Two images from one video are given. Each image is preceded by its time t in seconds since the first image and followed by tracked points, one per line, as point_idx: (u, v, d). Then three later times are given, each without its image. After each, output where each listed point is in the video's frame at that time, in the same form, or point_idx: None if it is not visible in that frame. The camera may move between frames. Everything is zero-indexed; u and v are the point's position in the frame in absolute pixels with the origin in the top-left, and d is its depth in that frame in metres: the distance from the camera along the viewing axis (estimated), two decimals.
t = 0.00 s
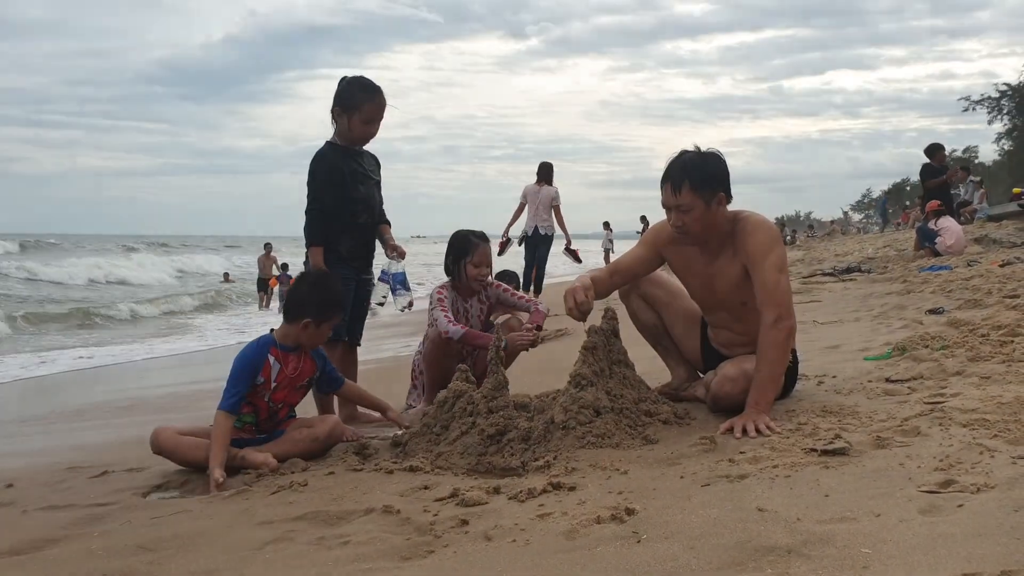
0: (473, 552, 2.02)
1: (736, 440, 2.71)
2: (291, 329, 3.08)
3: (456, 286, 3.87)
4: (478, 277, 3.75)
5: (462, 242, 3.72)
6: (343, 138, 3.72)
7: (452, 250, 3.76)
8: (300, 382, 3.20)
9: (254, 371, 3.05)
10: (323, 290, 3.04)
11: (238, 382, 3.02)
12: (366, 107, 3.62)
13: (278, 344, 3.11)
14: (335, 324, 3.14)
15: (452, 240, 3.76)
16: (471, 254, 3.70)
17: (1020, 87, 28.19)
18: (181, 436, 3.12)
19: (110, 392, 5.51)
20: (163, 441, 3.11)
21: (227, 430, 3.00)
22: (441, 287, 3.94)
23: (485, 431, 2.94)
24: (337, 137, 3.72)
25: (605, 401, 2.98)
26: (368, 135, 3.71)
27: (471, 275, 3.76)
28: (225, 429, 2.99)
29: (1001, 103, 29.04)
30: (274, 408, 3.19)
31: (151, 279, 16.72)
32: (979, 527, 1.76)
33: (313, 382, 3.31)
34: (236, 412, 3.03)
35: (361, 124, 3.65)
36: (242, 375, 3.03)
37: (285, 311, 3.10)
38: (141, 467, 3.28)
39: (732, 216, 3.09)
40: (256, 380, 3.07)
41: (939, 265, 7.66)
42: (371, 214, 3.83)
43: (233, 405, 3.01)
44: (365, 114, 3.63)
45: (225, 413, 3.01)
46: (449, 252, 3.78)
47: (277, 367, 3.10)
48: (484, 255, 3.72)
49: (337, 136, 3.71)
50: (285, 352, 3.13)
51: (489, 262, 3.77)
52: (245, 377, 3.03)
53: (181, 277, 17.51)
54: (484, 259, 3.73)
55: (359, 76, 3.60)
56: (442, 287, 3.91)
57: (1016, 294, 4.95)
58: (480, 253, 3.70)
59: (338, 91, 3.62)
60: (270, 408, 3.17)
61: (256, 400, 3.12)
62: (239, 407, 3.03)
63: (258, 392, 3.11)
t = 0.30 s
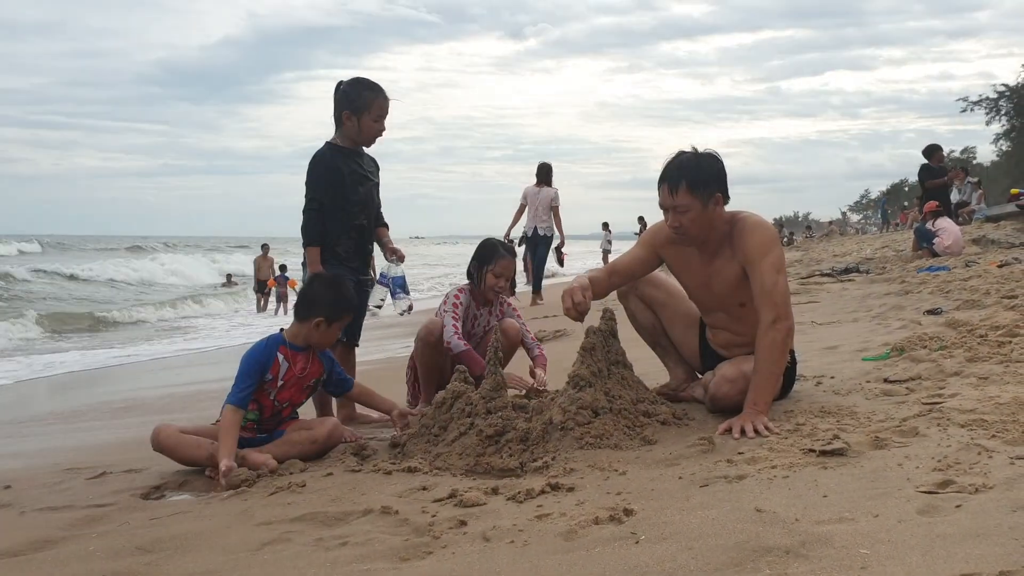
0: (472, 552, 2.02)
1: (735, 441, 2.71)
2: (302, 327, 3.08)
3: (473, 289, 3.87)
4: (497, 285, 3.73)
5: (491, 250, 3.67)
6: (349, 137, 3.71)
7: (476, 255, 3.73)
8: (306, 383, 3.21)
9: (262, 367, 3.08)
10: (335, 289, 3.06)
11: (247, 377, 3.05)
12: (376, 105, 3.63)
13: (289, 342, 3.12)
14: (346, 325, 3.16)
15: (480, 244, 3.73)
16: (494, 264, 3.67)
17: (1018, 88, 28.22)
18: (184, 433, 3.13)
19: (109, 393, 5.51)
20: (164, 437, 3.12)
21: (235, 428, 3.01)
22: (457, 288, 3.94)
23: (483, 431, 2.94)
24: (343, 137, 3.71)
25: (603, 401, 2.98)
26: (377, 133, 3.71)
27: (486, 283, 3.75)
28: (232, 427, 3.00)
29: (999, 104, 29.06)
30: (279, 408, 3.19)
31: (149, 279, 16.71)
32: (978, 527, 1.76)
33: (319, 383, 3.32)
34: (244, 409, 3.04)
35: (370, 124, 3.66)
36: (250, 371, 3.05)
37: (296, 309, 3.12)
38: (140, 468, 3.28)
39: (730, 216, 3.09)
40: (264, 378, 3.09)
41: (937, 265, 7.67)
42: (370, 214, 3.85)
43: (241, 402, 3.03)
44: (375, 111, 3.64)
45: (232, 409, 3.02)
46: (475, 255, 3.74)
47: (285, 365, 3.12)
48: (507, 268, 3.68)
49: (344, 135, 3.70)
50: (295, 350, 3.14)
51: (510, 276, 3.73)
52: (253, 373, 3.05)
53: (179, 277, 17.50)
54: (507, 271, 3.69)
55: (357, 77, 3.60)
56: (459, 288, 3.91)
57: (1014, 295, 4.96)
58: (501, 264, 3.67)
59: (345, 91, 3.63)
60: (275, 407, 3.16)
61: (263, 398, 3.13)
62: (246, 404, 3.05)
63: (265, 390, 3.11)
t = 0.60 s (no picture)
0: (470, 553, 2.02)
1: (733, 441, 2.72)
2: (301, 323, 3.13)
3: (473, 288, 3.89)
4: (495, 290, 3.74)
5: (494, 254, 3.66)
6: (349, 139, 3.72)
7: (478, 258, 3.72)
8: (308, 381, 3.23)
9: (267, 364, 3.10)
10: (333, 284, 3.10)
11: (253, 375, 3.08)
12: (377, 108, 3.64)
13: (291, 340, 3.17)
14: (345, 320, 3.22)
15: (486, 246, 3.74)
16: (493, 269, 3.67)
17: (1016, 90, 28.26)
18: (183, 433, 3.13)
19: (107, 393, 5.51)
20: (163, 438, 3.11)
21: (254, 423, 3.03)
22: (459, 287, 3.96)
23: (482, 432, 2.94)
24: (342, 138, 3.71)
25: (602, 402, 2.98)
26: (377, 136, 3.72)
27: (485, 285, 3.75)
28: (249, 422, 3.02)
29: (997, 105, 29.09)
30: (281, 407, 3.21)
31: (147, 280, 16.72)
32: (976, 529, 1.76)
33: (319, 383, 3.33)
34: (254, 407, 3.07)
35: (372, 125, 3.66)
36: (257, 368, 3.08)
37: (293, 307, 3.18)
38: (138, 469, 3.28)
39: (728, 218, 3.09)
40: (268, 375, 3.12)
41: (936, 266, 7.67)
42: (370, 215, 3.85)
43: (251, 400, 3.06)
44: (376, 114, 3.64)
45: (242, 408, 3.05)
46: (477, 257, 3.72)
47: (289, 362, 3.15)
48: (506, 275, 3.68)
49: (343, 136, 3.70)
50: (297, 347, 3.18)
51: (509, 282, 3.72)
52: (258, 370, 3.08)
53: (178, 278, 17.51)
54: (506, 278, 3.69)
55: (358, 77, 3.60)
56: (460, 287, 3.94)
57: (1012, 296, 4.97)
58: (501, 271, 3.66)
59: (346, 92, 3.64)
60: (277, 405, 3.18)
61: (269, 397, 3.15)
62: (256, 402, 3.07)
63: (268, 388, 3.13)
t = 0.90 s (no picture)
0: (467, 553, 2.02)
1: (731, 441, 2.72)
2: (302, 323, 3.15)
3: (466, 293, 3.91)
4: (485, 297, 3.74)
5: (488, 260, 3.65)
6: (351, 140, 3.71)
7: (472, 264, 3.71)
8: (309, 380, 3.24)
9: (273, 364, 3.10)
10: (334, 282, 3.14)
11: (259, 374, 3.08)
12: (381, 108, 3.63)
13: (295, 339, 3.17)
14: (346, 317, 3.23)
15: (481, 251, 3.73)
16: (485, 277, 3.67)
17: (1015, 91, 28.29)
18: (183, 432, 3.13)
19: (105, 392, 5.50)
20: (162, 437, 3.10)
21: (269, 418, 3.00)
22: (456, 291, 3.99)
23: (480, 432, 2.94)
24: (345, 138, 3.70)
25: (600, 402, 2.98)
26: (380, 137, 3.71)
27: (476, 292, 3.76)
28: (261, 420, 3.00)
29: (995, 106, 29.11)
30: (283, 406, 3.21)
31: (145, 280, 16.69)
32: (974, 529, 1.77)
33: (319, 383, 3.33)
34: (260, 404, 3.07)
35: (375, 126, 3.65)
36: (263, 366, 3.09)
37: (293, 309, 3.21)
38: (136, 468, 3.27)
39: (727, 218, 3.09)
40: (273, 374, 3.12)
41: (934, 267, 7.67)
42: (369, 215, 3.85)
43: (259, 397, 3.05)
44: (380, 115, 3.64)
45: (249, 405, 3.04)
46: (471, 263, 3.71)
47: (294, 361, 3.15)
48: (497, 284, 3.67)
49: (347, 136, 3.69)
50: (302, 347, 3.19)
51: (501, 290, 3.71)
52: (264, 369, 3.08)
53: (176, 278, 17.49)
54: (496, 286, 3.68)
55: (362, 79, 3.58)
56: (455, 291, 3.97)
57: (1010, 297, 4.97)
58: (491, 279, 3.65)
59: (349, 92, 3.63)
60: (279, 404, 3.19)
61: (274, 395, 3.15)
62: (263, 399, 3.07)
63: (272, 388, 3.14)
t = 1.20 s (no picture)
0: (465, 553, 2.02)
1: (728, 442, 2.72)
2: (309, 324, 3.17)
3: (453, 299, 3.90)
4: (472, 304, 3.75)
5: (474, 270, 3.66)
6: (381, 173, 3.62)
7: (459, 273, 3.72)
8: (313, 382, 3.25)
9: (281, 366, 3.11)
10: (340, 284, 3.18)
11: (269, 375, 3.08)
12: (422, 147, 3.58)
13: (303, 340, 3.19)
14: (352, 318, 3.26)
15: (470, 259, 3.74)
16: (472, 286, 3.68)
17: (1013, 92, 28.33)
18: (182, 426, 3.12)
19: (104, 391, 5.49)
20: (161, 430, 3.10)
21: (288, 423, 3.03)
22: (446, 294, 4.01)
23: (478, 432, 2.94)
24: (376, 168, 3.61)
25: (598, 403, 2.98)
26: (412, 176, 3.62)
27: (464, 299, 3.76)
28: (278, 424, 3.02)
29: (994, 108, 29.14)
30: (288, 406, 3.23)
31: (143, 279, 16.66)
32: (971, 530, 1.77)
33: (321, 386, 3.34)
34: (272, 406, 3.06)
35: (412, 165, 3.58)
36: (272, 367, 3.09)
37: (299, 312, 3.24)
38: (134, 467, 3.27)
39: (726, 219, 3.09)
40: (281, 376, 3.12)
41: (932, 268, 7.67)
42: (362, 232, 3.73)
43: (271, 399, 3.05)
44: (419, 154, 3.57)
45: (260, 406, 3.04)
46: (459, 272, 3.72)
47: (301, 363, 3.17)
48: (482, 294, 3.69)
49: (378, 166, 3.60)
50: (308, 348, 3.20)
51: (488, 298, 3.73)
52: (274, 370, 3.09)
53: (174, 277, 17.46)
54: (482, 295, 3.69)
55: (410, 119, 3.55)
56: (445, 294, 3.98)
57: (1008, 299, 4.98)
58: (478, 289, 3.67)
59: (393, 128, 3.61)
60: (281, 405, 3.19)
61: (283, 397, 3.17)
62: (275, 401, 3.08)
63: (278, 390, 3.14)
